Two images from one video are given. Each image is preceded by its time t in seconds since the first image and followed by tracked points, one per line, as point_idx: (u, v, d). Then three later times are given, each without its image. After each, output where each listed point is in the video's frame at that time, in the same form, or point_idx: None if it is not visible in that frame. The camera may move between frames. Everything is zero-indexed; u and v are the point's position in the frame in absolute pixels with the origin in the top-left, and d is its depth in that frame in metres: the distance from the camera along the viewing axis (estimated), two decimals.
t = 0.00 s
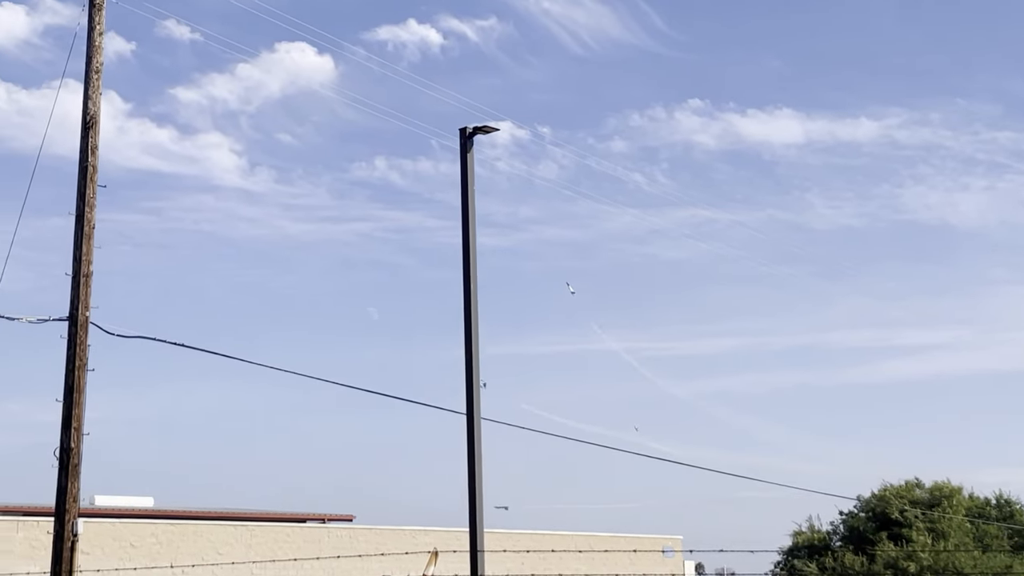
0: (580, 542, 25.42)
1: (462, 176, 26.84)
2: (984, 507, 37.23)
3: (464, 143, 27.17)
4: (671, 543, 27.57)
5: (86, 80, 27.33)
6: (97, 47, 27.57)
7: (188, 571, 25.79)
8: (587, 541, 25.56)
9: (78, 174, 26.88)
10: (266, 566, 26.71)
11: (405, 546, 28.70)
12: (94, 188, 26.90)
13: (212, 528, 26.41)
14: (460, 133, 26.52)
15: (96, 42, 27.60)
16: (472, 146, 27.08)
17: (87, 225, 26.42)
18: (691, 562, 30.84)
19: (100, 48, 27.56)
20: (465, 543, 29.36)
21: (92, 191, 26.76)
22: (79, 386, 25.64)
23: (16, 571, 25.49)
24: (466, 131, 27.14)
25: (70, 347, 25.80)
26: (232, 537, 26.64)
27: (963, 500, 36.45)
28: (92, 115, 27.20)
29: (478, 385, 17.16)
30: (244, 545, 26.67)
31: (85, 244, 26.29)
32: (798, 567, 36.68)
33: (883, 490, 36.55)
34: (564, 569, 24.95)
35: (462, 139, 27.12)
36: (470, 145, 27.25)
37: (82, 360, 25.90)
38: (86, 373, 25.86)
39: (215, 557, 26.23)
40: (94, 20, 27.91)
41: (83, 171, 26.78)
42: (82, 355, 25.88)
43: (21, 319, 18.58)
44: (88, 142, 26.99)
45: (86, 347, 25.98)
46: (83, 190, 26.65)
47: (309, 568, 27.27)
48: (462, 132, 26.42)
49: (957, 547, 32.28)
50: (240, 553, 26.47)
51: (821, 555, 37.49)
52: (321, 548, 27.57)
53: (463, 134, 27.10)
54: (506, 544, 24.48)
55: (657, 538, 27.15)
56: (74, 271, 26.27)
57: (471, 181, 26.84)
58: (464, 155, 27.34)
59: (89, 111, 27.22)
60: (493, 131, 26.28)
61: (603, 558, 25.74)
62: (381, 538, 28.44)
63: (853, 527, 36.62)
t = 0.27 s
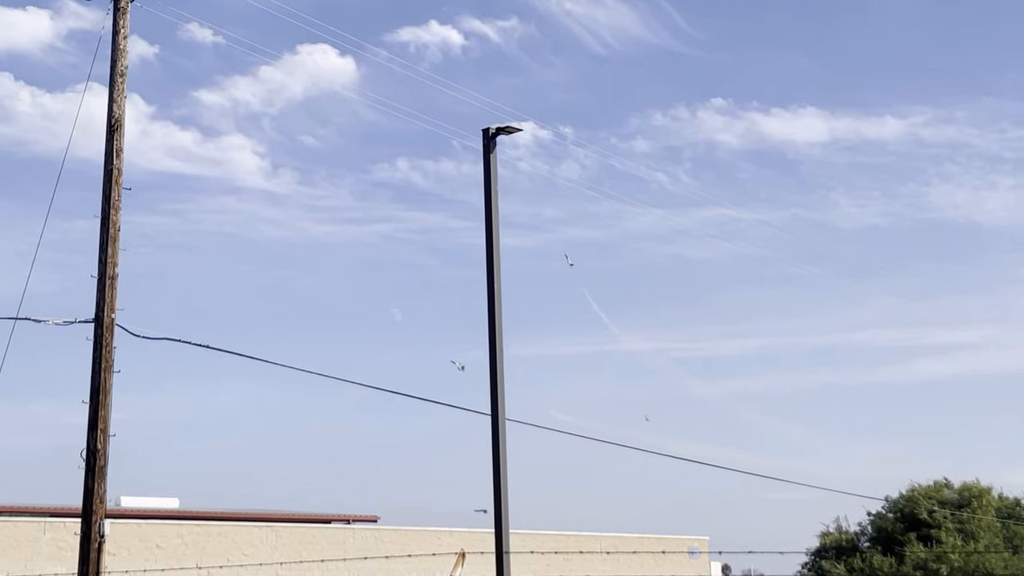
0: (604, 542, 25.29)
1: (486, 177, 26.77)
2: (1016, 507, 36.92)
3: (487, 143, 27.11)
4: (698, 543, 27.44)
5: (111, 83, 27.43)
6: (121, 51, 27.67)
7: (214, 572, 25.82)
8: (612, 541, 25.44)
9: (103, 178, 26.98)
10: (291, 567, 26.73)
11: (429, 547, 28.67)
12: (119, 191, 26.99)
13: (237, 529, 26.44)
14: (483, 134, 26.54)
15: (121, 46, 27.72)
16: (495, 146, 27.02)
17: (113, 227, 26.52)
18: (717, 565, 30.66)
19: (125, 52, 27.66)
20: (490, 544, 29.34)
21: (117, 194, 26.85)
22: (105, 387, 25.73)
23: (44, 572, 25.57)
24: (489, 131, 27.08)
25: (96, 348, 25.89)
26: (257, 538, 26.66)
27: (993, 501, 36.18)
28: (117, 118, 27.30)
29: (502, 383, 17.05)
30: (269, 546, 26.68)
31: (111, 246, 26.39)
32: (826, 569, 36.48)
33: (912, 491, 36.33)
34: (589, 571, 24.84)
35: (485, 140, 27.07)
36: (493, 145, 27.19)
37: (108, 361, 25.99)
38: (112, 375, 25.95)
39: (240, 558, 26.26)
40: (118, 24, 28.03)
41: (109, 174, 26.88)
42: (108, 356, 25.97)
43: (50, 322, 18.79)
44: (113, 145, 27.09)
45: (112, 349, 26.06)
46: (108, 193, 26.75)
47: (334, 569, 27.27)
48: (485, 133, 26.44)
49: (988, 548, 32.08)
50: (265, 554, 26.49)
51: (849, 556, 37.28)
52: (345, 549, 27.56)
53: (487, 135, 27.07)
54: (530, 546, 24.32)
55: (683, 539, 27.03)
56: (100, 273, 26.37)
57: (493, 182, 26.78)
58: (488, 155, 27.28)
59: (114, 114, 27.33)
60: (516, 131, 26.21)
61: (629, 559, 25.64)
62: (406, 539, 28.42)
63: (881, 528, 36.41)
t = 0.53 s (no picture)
0: (631, 547, 25.13)
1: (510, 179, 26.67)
2: None
3: (511, 146, 27.02)
4: (726, 548, 27.25)
5: (136, 88, 27.46)
6: (145, 55, 27.70)
7: None
8: (640, 546, 25.28)
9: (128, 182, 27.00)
10: (317, 572, 26.69)
11: (455, 551, 28.56)
12: (144, 196, 27.01)
13: (263, 533, 26.39)
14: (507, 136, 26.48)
15: (145, 50, 27.74)
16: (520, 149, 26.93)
17: (138, 232, 26.53)
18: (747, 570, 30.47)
19: (149, 56, 27.68)
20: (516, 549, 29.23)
21: (141, 198, 26.86)
22: (131, 391, 25.75)
23: None
24: (513, 134, 27.00)
25: (121, 352, 25.90)
26: (283, 543, 26.62)
27: None
28: (141, 122, 27.32)
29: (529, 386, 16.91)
30: (296, 550, 26.64)
31: (136, 250, 26.41)
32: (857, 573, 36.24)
33: (943, 494, 36.06)
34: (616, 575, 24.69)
35: (509, 142, 26.98)
36: (517, 148, 27.09)
37: (134, 365, 25.99)
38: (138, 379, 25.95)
39: (266, 562, 26.22)
40: (142, 28, 28.05)
41: (133, 178, 26.90)
42: (133, 360, 25.97)
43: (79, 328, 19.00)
44: (137, 149, 27.11)
45: (138, 353, 26.06)
46: (134, 197, 26.77)
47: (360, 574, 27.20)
48: (510, 135, 26.38)
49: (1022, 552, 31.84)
50: (291, 559, 26.46)
51: (880, 560, 37.02)
52: (371, 553, 27.50)
53: (511, 137, 26.98)
54: (558, 551, 24.18)
55: (711, 544, 26.85)
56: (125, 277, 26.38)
57: (518, 185, 26.68)
58: (512, 158, 27.18)
59: (139, 118, 27.35)
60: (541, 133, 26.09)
61: (657, 563, 25.48)
62: (432, 543, 28.33)
63: (912, 532, 36.16)
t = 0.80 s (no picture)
0: (657, 554, 24.96)
1: (533, 183, 26.55)
2: None
3: (534, 150, 26.90)
4: (753, 555, 27.04)
5: (158, 94, 27.48)
6: (167, 61, 27.71)
7: None
8: (666, 552, 25.11)
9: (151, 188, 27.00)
10: None
11: (479, 558, 28.45)
12: (166, 201, 26.99)
13: (286, 539, 26.32)
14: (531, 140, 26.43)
15: (167, 57, 27.75)
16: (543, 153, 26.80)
17: (161, 238, 26.51)
18: None
19: (171, 62, 27.69)
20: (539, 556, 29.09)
21: (164, 204, 26.86)
22: (155, 397, 25.72)
23: None
24: (535, 137, 26.90)
25: (145, 358, 25.89)
26: (306, 549, 26.53)
27: None
28: (163, 128, 27.33)
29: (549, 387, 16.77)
30: (318, 556, 26.55)
31: (159, 256, 26.39)
32: None
33: (972, 500, 35.78)
34: None
35: (532, 146, 26.86)
36: (540, 152, 26.97)
37: (157, 371, 25.96)
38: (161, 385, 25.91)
39: (290, 569, 26.14)
40: (165, 34, 28.07)
41: (156, 185, 26.90)
42: (156, 366, 25.94)
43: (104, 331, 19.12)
44: (160, 155, 27.11)
45: (161, 359, 26.03)
46: (156, 203, 26.76)
47: None
48: (533, 139, 26.32)
49: None
50: (314, 565, 26.38)
51: (909, 567, 36.74)
52: (395, 560, 27.40)
53: (534, 141, 26.87)
54: (582, 559, 23.97)
55: (738, 550, 26.64)
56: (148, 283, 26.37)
57: (541, 188, 26.55)
58: (534, 162, 27.06)
59: (162, 124, 27.37)
60: (565, 137, 25.93)
61: (683, 570, 25.29)
62: (456, 550, 28.21)
63: (941, 538, 35.91)
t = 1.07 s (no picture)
0: (681, 561, 24.84)
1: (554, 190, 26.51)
2: None
3: (554, 156, 26.85)
4: (777, 562, 26.89)
5: (179, 102, 27.55)
6: (188, 70, 27.80)
7: None
8: (690, 559, 24.99)
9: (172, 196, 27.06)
10: None
11: (501, 565, 28.37)
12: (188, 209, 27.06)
13: (308, 546, 26.29)
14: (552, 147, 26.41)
15: (188, 65, 27.83)
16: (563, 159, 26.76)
17: (182, 245, 26.56)
18: None
19: (192, 70, 27.77)
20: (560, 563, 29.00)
21: (186, 212, 26.92)
22: (177, 404, 25.75)
23: None
24: (556, 144, 26.85)
25: (167, 365, 25.92)
26: (328, 556, 26.50)
27: None
28: (185, 136, 27.40)
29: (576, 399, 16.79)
30: (340, 563, 26.51)
31: (181, 263, 26.45)
32: None
33: (998, 506, 35.55)
34: None
35: (552, 152, 26.81)
36: (560, 158, 26.92)
37: (179, 379, 25.99)
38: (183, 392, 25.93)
39: None
40: (185, 43, 28.16)
41: (178, 192, 26.96)
42: (178, 373, 25.98)
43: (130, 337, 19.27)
44: (181, 163, 27.17)
45: (183, 366, 26.07)
46: (178, 210, 26.82)
47: None
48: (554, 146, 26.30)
49: None
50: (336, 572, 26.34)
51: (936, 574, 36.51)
52: (417, 566, 27.35)
53: (554, 147, 26.82)
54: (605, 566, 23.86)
55: (762, 558, 26.50)
56: (170, 290, 26.42)
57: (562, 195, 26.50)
58: (555, 168, 27.02)
59: (183, 132, 27.43)
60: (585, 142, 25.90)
61: None
62: (478, 557, 28.15)
63: (967, 545, 35.70)
